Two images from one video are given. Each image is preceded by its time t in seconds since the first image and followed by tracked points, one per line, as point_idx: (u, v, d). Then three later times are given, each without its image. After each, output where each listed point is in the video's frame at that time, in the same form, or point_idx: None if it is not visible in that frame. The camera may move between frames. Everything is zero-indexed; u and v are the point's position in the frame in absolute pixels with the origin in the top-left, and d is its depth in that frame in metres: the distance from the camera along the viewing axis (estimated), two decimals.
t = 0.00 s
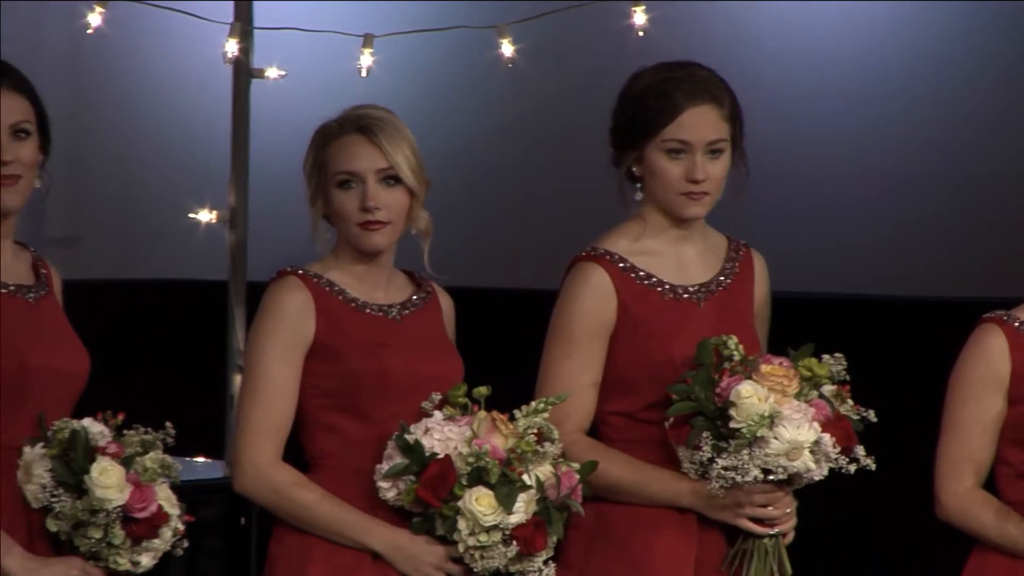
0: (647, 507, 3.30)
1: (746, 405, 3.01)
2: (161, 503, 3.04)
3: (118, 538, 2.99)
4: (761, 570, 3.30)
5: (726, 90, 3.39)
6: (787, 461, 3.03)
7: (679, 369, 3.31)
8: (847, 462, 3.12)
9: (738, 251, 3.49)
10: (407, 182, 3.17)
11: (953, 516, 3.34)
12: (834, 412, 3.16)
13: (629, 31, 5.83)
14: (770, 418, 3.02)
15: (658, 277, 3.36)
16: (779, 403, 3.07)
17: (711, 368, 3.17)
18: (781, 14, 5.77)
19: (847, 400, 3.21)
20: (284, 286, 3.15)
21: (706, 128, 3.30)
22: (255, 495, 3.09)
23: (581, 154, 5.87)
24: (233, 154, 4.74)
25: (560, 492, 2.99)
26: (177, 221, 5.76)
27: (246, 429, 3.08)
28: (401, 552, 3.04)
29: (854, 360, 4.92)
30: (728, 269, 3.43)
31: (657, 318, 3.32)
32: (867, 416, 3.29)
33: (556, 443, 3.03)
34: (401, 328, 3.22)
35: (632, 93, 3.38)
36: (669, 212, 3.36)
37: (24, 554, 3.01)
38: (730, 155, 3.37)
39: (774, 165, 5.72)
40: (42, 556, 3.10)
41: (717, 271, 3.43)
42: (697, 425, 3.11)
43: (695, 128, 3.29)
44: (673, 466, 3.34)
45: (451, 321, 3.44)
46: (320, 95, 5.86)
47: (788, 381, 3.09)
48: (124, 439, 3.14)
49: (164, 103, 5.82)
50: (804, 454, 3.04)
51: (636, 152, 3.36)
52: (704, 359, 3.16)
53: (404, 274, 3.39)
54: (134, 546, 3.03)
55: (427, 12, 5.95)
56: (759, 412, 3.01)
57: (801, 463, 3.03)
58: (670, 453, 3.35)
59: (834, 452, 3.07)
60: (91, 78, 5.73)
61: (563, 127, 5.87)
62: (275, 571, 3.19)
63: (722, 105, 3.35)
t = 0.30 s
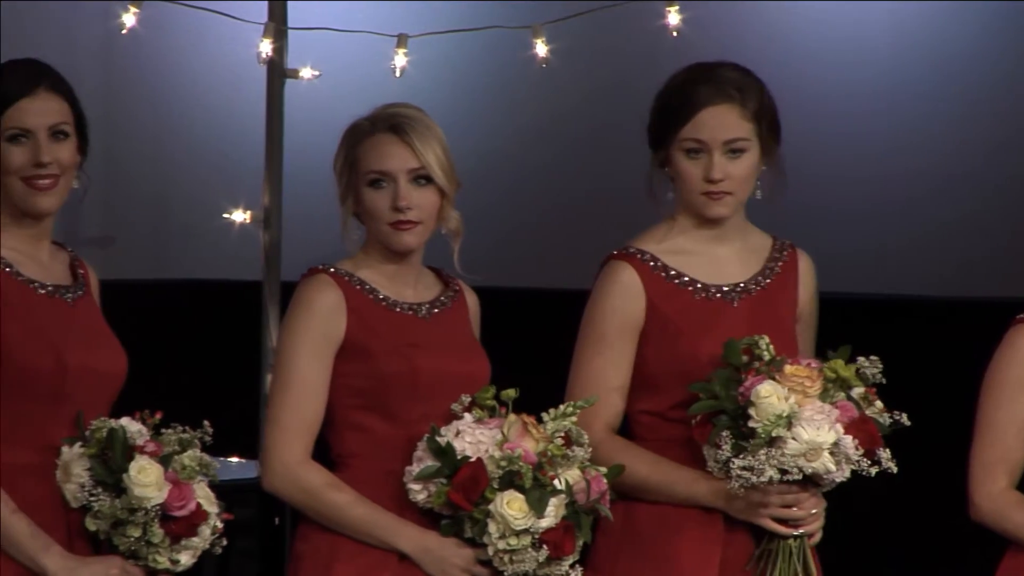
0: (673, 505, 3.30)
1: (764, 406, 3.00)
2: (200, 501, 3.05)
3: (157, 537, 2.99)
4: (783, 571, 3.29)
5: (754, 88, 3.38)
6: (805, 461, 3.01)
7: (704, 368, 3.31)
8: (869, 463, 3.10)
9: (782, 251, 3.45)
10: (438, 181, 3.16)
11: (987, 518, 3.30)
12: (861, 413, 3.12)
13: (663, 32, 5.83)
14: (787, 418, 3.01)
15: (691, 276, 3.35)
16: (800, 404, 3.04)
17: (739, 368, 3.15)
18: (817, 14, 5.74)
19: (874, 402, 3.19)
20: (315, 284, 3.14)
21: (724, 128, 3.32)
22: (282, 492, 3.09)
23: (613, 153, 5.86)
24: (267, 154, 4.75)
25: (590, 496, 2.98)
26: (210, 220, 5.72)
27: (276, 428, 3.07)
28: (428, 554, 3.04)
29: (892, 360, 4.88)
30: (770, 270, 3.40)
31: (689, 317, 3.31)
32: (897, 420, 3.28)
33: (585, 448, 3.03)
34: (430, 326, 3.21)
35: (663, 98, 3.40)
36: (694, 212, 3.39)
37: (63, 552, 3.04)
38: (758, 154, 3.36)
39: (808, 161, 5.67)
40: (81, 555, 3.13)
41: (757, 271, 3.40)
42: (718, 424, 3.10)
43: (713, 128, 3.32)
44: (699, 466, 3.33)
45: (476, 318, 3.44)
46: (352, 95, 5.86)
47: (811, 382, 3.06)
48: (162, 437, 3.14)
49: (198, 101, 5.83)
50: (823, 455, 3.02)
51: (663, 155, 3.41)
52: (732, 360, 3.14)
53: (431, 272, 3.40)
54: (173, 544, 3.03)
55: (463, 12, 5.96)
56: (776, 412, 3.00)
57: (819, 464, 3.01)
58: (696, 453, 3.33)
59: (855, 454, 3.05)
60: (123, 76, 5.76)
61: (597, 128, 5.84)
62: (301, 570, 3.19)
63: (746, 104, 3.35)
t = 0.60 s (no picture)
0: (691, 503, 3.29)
1: (770, 404, 3.00)
2: (236, 499, 3.06)
3: (194, 535, 3.00)
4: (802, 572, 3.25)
5: (770, 87, 3.29)
6: (810, 461, 3.00)
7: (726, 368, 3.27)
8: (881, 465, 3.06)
9: (837, 252, 3.40)
10: (474, 182, 3.16)
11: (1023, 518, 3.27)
12: (877, 415, 3.08)
13: (698, 31, 5.81)
14: (792, 416, 3.00)
15: (727, 276, 3.33)
16: (810, 404, 3.03)
17: (760, 369, 3.13)
18: (852, 14, 5.72)
19: (893, 406, 3.16)
20: (350, 282, 3.14)
21: (730, 128, 3.26)
22: (316, 490, 3.07)
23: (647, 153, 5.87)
24: (302, 154, 4.76)
25: (621, 498, 2.97)
26: (246, 219, 5.78)
27: (310, 427, 3.06)
28: (460, 554, 3.04)
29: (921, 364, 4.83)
30: (813, 272, 3.36)
31: (724, 315, 3.29)
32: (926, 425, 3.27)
33: (617, 449, 3.02)
34: (463, 326, 3.22)
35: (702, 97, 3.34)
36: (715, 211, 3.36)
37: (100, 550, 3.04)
38: (770, 152, 3.27)
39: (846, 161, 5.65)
40: (119, 553, 3.14)
41: (802, 271, 3.36)
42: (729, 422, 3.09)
43: (718, 128, 3.27)
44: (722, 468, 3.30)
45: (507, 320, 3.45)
46: (389, 95, 5.89)
47: (822, 382, 3.04)
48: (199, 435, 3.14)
49: (234, 101, 5.88)
50: (830, 455, 3.00)
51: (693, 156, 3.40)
52: (752, 359, 3.12)
53: (463, 271, 3.40)
54: (210, 542, 3.04)
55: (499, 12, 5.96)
56: (780, 410, 3.00)
57: (826, 464, 3.00)
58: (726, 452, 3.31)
59: (865, 455, 3.01)
60: (158, 77, 5.80)
61: (632, 127, 5.86)
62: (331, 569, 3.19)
63: (758, 104, 3.27)
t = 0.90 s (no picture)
0: (722, 502, 3.29)
1: (795, 401, 2.99)
2: (270, 499, 3.07)
3: (227, 535, 3.01)
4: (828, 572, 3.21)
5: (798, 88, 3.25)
6: (833, 460, 2.97)
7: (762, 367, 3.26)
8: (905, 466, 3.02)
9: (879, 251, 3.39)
10: (511, 182, 3.16)
11: None
12: (904, 415, 3.04)
13: (733, 31, 5.79)
14: (815, 415, 2.98)
15: (766, 276, 3.30)
16: (835, 403, 3.01)
17: (790, 367, 3.13)
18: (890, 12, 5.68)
19: (922, 406, 3.12)
20: (388, 281, 3.15)
21: (755, 130, 3.24)
22: (352, 489, 3.08)
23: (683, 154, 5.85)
24: (337, 154, 4.77)
25: (659, 499, 2.96)
26: (284, 221, 5.86)
27: (347, 427, 3.07)
28: (497, 554, 3.03)
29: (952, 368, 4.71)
30: (852, 272, 3.33)
31: (761, 315, 3.27)
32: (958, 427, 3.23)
33: (655, 450, 3.02)
34: (500, 325, 3.21)
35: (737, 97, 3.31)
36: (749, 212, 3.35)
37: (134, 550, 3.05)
38: (796, 155, 3.24)
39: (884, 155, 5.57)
40: (153, 553, 3.15)
41: (841, 271, 3.33)
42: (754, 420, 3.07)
43: (743, 130, 3.25)
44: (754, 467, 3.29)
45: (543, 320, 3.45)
46: (425, 97, 5.90)
47: (848, 382, 3.02)
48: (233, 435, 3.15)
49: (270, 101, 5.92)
50: (853, 455, 2.97)
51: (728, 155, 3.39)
52: (782, 358, 3.11)
53: (498, 272, 3.40)
54: (244, 542, 3.05)
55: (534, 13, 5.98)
56: (803, 408, 2.98)
57: (849, 463, 2.97)
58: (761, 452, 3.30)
59: (890, 455, 2.98)
60: (195, 77, 5.82)
61: (669, 127, 5.85)
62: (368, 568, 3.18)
63: (785, 106, 3.24)
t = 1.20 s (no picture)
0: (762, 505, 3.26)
1: (835, 406, 2.97)
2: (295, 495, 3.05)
3: (253, 531, 3.00)
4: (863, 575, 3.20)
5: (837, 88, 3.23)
6: (874, 464, 2.97)
7: (796, 367, 3.24)
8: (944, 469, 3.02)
9: (906, 252, 3.37)
10: (541, 183, 3.16)
11: None
12: (942, 418, 3.04)
13: (762, 31, 5.78)
14: (856, 420, 2.97)
15: (795, 274, 3.29)
16: (875, 407, 3.00)
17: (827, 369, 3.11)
18: (920, 13, 5.66)
19: (960, 408, 3.11)
20: (417, 281, 3.15)
21: (798, 130, 3.20)
22: (384, 489, 3.08)
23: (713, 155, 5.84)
24: (365, 154, 4.77)
25: (691, 498, 2.96)
26: (308, 220, 6.10)
27: (377, 427, 3.07)
28: (529, 554, 3.02)
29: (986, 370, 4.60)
30: (882, 271, 3.32)
31: (792, 314, 3.26)
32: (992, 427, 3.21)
33: (686, 449, 3.01)
34: (530, 326, 3.22)
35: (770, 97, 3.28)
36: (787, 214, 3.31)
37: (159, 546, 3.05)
38: (839, 154, 3.21)
39: (915, 152, 5.53)
40: (179, 549, 3.15)
41: (870, 271, 3.32)
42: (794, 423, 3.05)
43: (784, 131, 3.21)
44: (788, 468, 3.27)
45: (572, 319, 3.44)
46: (451, 100, 5.97)
47: (887, 385, 3.01)
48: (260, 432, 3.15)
49: (298, 102, 6.08)
50: (894, 459, 2.96)
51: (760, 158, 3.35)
52: (819, 359, 3.09)
53: (527, 273, 3.40)
54: (270, 538, 3.04)
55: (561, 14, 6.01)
56: (844, 413, 2.96)
57: (889, 467, 2.96)
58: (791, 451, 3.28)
59: (929, 459, 2.97)
60: (223, 77, 6.01)
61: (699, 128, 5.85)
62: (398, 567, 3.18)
63: (825, 106, 3.21)
